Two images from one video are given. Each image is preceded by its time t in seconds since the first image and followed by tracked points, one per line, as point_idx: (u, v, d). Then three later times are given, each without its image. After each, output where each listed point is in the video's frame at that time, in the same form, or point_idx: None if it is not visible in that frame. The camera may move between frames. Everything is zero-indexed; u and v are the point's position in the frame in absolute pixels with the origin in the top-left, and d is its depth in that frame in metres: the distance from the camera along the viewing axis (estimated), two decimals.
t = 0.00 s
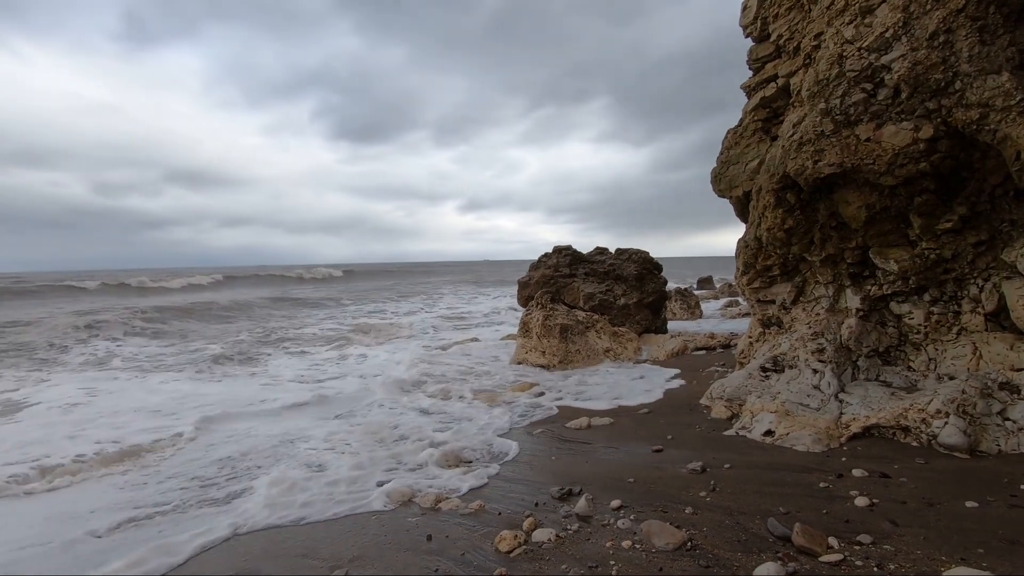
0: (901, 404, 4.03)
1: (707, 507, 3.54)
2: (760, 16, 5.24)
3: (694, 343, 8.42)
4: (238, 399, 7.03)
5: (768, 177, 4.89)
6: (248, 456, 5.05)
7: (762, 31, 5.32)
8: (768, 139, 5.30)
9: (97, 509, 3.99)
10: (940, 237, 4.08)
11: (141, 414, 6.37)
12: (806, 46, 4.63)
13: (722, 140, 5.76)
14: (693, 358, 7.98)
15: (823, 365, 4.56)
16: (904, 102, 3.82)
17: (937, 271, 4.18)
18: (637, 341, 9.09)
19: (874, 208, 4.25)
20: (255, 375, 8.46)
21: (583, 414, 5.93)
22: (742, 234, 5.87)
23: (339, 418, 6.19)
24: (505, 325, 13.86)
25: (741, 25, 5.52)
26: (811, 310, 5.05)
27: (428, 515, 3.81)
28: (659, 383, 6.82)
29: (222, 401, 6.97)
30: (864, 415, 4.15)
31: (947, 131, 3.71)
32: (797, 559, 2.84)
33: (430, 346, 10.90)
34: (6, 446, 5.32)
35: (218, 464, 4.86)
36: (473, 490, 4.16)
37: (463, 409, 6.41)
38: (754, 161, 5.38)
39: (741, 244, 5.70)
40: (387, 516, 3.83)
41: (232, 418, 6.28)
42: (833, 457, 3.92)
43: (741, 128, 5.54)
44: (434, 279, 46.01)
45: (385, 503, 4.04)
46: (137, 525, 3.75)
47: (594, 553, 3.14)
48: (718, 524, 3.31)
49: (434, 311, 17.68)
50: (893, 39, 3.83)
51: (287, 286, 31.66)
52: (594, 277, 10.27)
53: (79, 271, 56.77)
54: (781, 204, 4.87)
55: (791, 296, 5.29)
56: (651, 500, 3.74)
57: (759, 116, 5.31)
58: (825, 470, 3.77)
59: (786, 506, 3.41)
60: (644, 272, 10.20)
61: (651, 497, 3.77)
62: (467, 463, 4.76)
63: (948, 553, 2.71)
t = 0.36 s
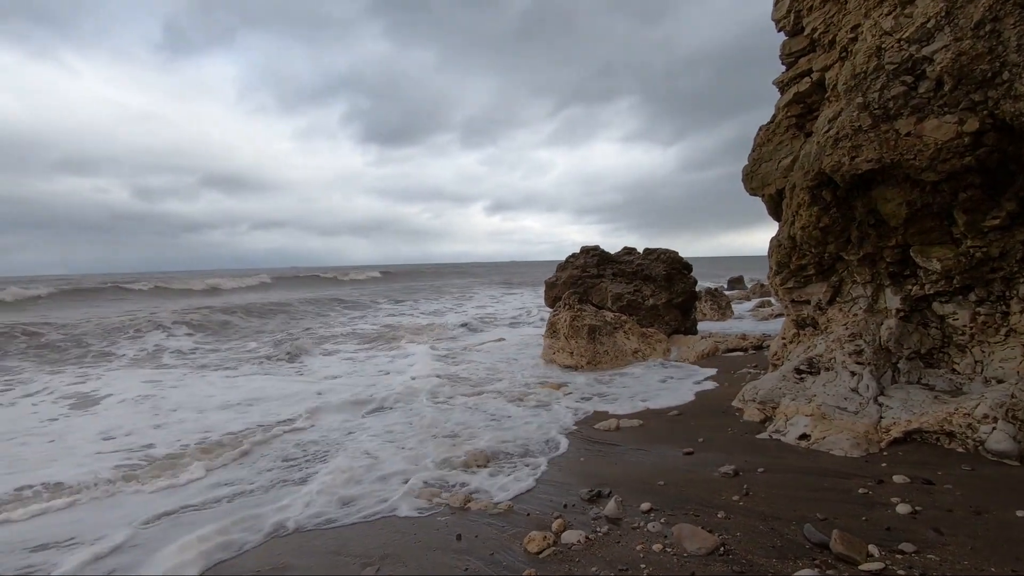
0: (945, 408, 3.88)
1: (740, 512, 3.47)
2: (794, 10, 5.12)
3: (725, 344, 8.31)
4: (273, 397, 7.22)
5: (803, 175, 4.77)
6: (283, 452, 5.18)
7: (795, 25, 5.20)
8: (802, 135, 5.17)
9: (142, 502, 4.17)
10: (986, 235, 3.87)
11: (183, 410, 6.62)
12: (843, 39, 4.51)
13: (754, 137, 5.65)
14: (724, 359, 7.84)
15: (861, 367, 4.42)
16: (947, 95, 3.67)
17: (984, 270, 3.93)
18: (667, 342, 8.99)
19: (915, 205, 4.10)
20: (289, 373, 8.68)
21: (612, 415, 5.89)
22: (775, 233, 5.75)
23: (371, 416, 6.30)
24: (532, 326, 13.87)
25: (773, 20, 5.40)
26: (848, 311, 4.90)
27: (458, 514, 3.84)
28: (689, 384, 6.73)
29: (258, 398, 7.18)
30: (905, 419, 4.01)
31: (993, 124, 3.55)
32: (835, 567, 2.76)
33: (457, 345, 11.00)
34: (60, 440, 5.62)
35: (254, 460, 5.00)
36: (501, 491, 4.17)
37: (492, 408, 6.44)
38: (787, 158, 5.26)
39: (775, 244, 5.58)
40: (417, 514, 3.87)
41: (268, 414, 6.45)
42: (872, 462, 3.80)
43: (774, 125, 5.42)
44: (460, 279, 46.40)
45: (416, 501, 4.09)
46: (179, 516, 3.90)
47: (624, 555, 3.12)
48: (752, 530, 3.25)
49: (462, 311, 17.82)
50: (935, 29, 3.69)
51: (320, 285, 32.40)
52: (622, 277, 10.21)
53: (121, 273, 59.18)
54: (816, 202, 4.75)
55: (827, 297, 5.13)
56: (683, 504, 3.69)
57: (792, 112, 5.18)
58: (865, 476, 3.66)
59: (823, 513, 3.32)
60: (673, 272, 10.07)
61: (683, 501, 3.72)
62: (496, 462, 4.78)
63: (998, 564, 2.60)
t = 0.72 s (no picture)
0: (1001, 413, 3.70)
1: (780, 517, 3.39)
2: None
3: (762, 345, 8.12)
4: (312, 392, 7.43)
5: (845, 170, 4.61)
6: (321, 446, 5.32)
7: (838, 15, 5.03)
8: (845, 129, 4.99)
9: (191, 490, 4.36)
10: None
11: (232, 404, 6.91)
12: (888, 28, 4.33)
13: (793, 132, 5.49)
14: (762, 360, 7.65)
15: (908, 369, 4.25)
16: (1003, 84, 3.49)
17: None
18: (702, 342, 8.84)
19: (967, 200, 3.91)
20: (326, 369, 8.91)
21: (645, 415, 5.83)
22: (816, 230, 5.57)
23: (406, 412, 6.41)
24: (563, 325, 13.86)
25: (814, 10, 5.24)
26: (894, 311, 4.71)
27: (491, 512, 3.87)
28: (725, 385, 6.60)
29: (298, 393, 7.41)
30: (956, 424, 3.83)
31: None
32: None
33: (489, 344, 11.08)
34: (115, 430, 5.93)
35: (294, 453, 5.15)
36: (534, 490, 4.18)
37: (525, 407, 6.47)
38: (828, 153, 5.09)
39: (815, 241, 5.41)
40: (451, 511, 3.92)
41: (307, 409, 6.65)
42: (921, 469, 3.65)
43: (814, 119, 5.26)
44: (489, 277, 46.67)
45: (449, 499, 4.14)
46: (223, 506, 4.04)
47: (659, 558, 3.08)
48: (792, 535, 3.17)
49: (495, 309, 17.94)
50: (990, 15, 3.50)
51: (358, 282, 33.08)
52: (655, 276, 10.08)
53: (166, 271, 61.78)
54: (860, 197, 4.58)
55: (871, 296, 4.94)
56: (719, 507, 3.62)
57: (834, 105, 5.00)
58: (912, 483, 3.52)
59: (868, 520, 3.21)
60: (708, 271, 9.87)
61: (719, 504, 3.65)
62: (528, 461, 4.80)
63: None
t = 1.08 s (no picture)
0: None
1: (815, 521, 3.31)
2: None
3: (794, 346, 7.94)
4: (342, 389, 7.56)
5: (884, 165, 4.47)
6: (351, 441, 5.41)
7: (877, 5, 4.88)
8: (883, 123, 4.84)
9: (229, 479, 4.50)
10: None
11: (273, 398, 7.14)
12: (931, 17, 4.19)
13: (828, 126, 5.34)
14: (794, 361, 7.45)
15: (951, 372, 4.10)
16: None
17: None
18: (731, 342, 8.69)
19: (1015, 195, 3.75)
20: (356, 366, 9.06)
21: (674, 416, 5.75)
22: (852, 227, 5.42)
23: (434, 409, 6.47)
24: (589, 324, 13.80)
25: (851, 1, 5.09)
26: (935, 311, 4.55)
27: (518, 510, 3.87)
28: (757, 386, 6.47)
29: (329, 389, 7.55)
30: (1003, 429, 3.68)
31: None
32: None
33: (515, 342, 11.11)
34: (155, 423, 6.13)
35: (324, 448, 5.25)
36: (562, 489, 4.17)
37: (552, 405, 6.44)
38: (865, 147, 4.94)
39: (851, 239, 5.26)
40: (478, 509, 3.94)
41: (337, 405, 6.77)
42: (964, 475, 3.52)
43: (851, 113, 5.11)
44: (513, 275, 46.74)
45: (476, 496, 4.16)
46: (257, 496, 4.16)
47: (689, 561, 3.04)
48: (828, 540, 3.09)
49: (521, 307, 17.96)
50: None
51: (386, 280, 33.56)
52: (683, 274, 9.95)
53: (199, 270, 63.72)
54: (899, 193, 4.44)
55: (911, 295, 4.77)
56: (751, 510, 3.55)
57: (872, 98, 4.85)
58: (956, 489, 3.39)
59: (908, 527, 3.11)
60: (738, 269, 9.69)
61: (751, 507, 3.58)
62: (555, 460, 4.79)
63: None
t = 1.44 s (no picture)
0: None
1: (850, 524, 3.23)
2: None
3: (827, 344, 7.75)
4: (371, 386, 7.69)
5: (923, 157, 4.32)
6: (380, 436, 5.49)
7: None
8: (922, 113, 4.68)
9: (264, 471, 4.62)
10: None
11: (305, 393, 7.30)
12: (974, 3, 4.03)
13: (863, 118, 5.20)
14: (827, 360, 7.27)
15: (995, 371, 3.95)
16: None
17: None
18: (761, 340, 8.53)
19: None
20: (384, 363, 9.19)
21: (703, 414, 5.68)
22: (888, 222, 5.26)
23: (463, 406, 6.53)
24: (615, 322, 13.72)
25: None
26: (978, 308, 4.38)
27: (546, 508, 3.87)
28: (789, 385, 6.35)
29: (358, 386, 7.69)
30: None
31: None
32: None
33: (540, 340, 11.12)
34: (192, 418, 6.33)
35: (355, 443, 5.34)
36: (590, 487, 4.16)
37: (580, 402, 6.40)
38: (903, 140, 4.78)
39: (888, 234, 5.11)
40: (505, 506, 3.95)
41: (367, 401, 6.89)
42: (1010, 479, 3.39)
43: (887, 104, 4.96)
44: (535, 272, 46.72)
45: (504, 493, 4.18)
46: (290, 487, 4.25)
47: (720, 562, 3.00)
48: (864, 544, 3.01)
49: (547, 304, 17.97)
50: None
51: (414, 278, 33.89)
52: (711, 271, 9.81)
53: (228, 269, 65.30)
54: (939, 187, 4.29)
55: (951, 292, 4.59)
56: (783, 511, 3.49)
57: (910, 89, 4.70)
58: (1001, 494, 3.27)
59: (949, 531, 3.02)
60: (768, 265, 9.51)
61: (784, 508, 3.52)
62: (582, 457, 4.78)
63: None
